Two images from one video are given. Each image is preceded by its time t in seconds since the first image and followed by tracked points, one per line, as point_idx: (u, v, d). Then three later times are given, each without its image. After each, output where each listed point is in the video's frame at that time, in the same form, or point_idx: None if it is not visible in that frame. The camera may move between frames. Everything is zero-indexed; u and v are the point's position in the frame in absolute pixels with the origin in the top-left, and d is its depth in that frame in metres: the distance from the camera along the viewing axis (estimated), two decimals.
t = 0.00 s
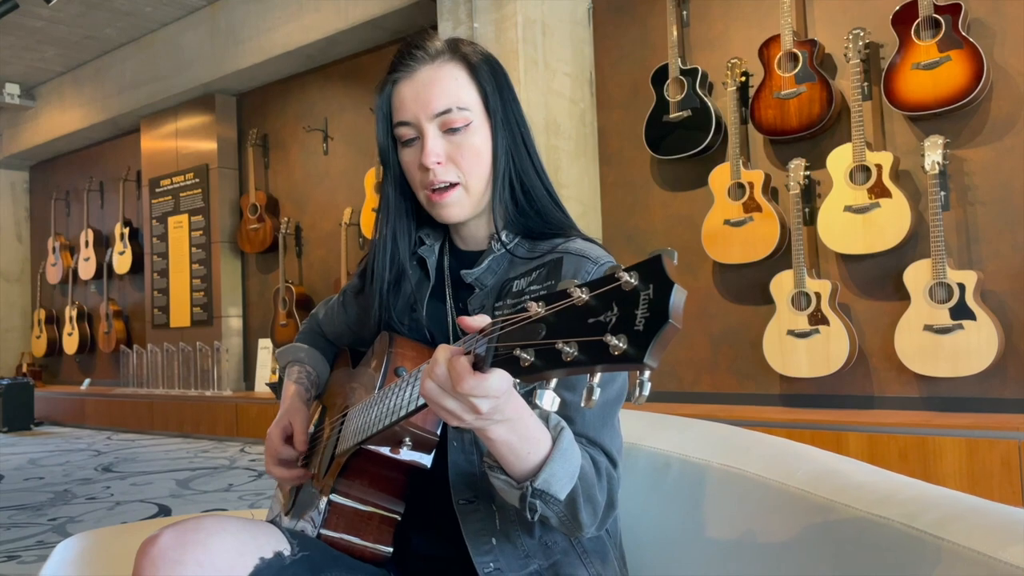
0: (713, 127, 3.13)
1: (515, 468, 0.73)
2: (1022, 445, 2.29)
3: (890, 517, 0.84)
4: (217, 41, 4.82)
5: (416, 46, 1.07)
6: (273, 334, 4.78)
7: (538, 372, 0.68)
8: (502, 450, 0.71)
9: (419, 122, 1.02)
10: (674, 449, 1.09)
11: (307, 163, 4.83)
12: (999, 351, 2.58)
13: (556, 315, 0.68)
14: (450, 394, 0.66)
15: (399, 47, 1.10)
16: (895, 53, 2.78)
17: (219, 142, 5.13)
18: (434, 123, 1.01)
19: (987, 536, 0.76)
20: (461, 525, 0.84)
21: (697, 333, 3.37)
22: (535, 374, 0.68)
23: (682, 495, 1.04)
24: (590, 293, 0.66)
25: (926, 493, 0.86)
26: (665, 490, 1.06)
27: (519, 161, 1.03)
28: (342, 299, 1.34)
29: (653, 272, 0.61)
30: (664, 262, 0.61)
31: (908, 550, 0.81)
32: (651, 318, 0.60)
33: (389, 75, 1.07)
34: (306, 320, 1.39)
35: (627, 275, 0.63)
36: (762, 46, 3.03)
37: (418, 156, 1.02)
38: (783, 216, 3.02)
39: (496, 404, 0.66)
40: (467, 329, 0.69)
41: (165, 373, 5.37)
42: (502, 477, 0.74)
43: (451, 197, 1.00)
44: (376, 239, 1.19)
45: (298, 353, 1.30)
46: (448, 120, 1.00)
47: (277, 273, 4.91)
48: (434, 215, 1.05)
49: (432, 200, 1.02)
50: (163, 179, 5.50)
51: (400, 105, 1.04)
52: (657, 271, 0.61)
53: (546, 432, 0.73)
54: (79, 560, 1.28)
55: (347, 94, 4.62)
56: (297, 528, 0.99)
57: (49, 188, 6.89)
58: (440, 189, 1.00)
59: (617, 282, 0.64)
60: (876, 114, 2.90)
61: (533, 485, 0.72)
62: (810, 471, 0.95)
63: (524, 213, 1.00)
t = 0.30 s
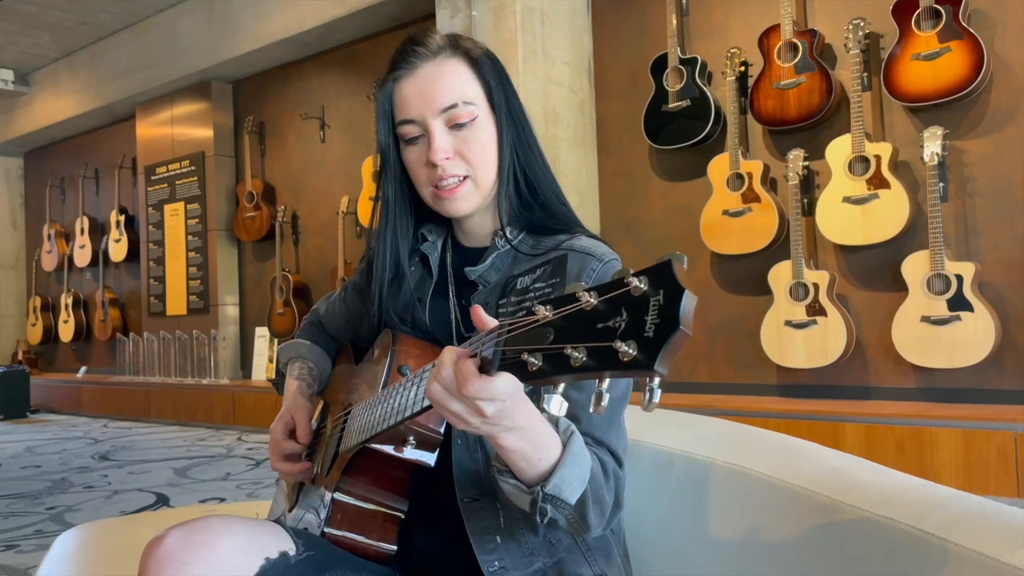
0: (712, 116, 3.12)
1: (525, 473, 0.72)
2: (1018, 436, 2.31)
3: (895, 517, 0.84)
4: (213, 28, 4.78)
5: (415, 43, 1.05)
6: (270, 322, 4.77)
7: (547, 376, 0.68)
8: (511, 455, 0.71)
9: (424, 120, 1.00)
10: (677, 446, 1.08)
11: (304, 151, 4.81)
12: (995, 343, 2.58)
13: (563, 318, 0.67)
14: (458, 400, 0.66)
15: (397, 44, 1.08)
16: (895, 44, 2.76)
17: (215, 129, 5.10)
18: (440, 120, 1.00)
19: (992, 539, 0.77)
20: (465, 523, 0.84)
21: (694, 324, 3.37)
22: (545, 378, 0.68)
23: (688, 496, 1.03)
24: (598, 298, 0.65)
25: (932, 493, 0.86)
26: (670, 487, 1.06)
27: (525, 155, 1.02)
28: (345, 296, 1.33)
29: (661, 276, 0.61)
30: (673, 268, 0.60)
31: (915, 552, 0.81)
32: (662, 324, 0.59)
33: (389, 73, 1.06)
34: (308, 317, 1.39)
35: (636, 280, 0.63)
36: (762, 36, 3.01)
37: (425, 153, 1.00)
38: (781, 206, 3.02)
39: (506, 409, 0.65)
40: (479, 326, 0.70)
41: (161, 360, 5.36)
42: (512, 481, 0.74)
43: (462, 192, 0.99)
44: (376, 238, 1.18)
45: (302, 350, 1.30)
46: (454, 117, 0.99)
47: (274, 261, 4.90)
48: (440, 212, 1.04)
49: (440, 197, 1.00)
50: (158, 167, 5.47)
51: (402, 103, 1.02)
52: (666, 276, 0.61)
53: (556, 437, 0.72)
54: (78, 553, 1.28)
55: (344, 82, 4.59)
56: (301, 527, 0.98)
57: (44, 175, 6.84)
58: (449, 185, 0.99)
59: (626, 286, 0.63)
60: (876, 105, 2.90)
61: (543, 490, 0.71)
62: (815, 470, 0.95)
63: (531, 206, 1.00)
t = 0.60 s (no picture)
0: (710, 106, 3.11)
1: (534, 483, 0.72)
2: (1011, 427, 2.33)
3: (891, 520, 0.78)
4: (208, 13, 4.75)
5: (417, 47, 1.05)
6: (266, 309, 4.77)
7: (555, 388, 0.68)
8: (519, 466, 0.71)
9: (426, 127, 1.00)
10: (677, 446, 1.04)
11: (300, 137, 4.78)
12: (989, 333, 2.60)
13: (571, 330, 0.68)
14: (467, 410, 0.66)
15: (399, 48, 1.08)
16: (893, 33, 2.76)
17: (210, 115, 5.06)
18: (442, 126, 0.99)
19: (992, 543, 0.70)
20: (469, 524, 0.84)
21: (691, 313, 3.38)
22: (553, 390, 0.68)
23: (686, 498, 1.00)
24: (605, 311, 0.66)
25: (931, 494, 0.79)
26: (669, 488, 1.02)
27: (526, 159, 1.02)
28: (348, 295, 1.34)
29: (669, 293, 0.61)
30: (679, 283, 0.61)
31: (912, 559, 0.75)
32: (669, 340, 0.59)
33: (391, 78, 1.05)
34: (311, 315, 1.39)
35: (643, 294, 0.63)
36: (761, 25, 2.99)
37: (427, 160, 1.00)
38: (778, 196, 3.02)
39: (520, 418, 0.66)
40: (485, 337, 0.69)
41: (157, 347, 5.35)
42: (520, 490, 0.74)
43: (463, 199, 0.99)
44: (380, 241, 1.18)
45: (302, 350, 1.30)
46: (455, 123, 0.99)
47: (270, 248, 4.89)
48: (443, 217, 1.03)
49: (442, 204, 1.00)
50: (153, 152, 5.44)
51: (404, 109, 1.02)
52: (673, 291, 0.61)
53: (565, 447, 0.72)
54: (81, 544, 1.28)
55: (341, 68, 4.56)
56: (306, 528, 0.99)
57: (38, 160, 6.80)
58: (451, 192, 0.99)
59: (633, 301, 0.64)
60: (874, 95, 2.89)
61: (552, 500, 0.71)
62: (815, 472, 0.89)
63: (533, 211, 1.00)
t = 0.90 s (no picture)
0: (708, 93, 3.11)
1: (531, 482, 0.71)
2: (1005, 414, 2.35)
3: (888, 519, 0.69)
4: None
5: (417, 47, 1.05)
6: (264, 295, 4.78)
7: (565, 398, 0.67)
8: (518, 470, 0.71)
9: (427, 126, 1.00)
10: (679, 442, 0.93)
11: (297, 122, 4.77)
12: (984, 322, 2.62)
13: (582, 341, 0.67)
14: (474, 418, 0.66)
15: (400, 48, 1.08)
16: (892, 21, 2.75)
17: (206, 99, 5.04)
18: (443, 125, 1.00)
19: (995, 546, 0.62)
20: (475, 521, 0.83)
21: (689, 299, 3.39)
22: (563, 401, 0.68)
23: (683, 493, 0.90)
24: (617, 323, 0.65)
25: (930, 490, 0.71)
26: (669, 487, 0.92)
27: (527, 158, 1.03)
28: (352, 291, 1.34)
29: (679, 307, 0.60)
30: (690, 298, 0.60)
31: (908, 564, 0.66)
32: (681, 356, 0.59)
33: (392, 77, 1.05)
34: (313, 309, 1.40)
35: (656, 308, 0.62)
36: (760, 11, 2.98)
37: (429, 159, 1.00)
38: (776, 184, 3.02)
39: (517, 424, 0.66)
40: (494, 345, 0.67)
41: (155, 332, 5.36)
42: (518, 488, 0.73)
43: (465, 197, 0.99)
44: (382, 239, 1.18)
45: (307, 343, 1.30)
46: (457, 122, 0.99)
47: (267, 233, 4.89)
48: (444, 214, 1.04)
49: (444, 202, 1.00)
50: (149, 137, 5.42)
51: (405, 108, 1.02)
52: (685, 305, 0.60)
53: (561, 448, 0.71)
54: (86, 534, 1.30)
55: (338, 53, 4.54)
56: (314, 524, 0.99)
57: (34, 143, 6.76)
58: (453, 190, 0.99)
59: (644, 316, 0.63)
60: (872, 83, 2.89)
61: (549, 499, 0.71)
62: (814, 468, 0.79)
63: (534, 208, 1.01)
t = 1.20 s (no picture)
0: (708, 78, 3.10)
1: (530, 478, 0.72)
2: (1001, 400, 2.37)
3: (889, 514, 0.70)
4: None
5: (415, 48, 1.04)
6: (262, 280, 4.78)
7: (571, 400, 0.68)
8: (518, 465, 0.71)
9: (427, 128, 1.00)
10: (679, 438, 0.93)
11: (294, 106, 4.75)
12: (982, 308, 2.63)
13: (588, 344, 0.67)
14: (478, 411, 0.67)
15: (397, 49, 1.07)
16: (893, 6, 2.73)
17: (203, 83, 5.01)
18: (443, 126, 1.00)
19: (990, 541, 0.63)
20: (476, 515, 0.84)
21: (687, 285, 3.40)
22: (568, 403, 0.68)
23: (687, 488, 0.90)
24: (623, 327, 0.65)
25: (927, 485, 0.72)
26: (672, 480, 0.92)
27: (527, 156, 1.03)
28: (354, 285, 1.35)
29: (684, 311, 0.60)
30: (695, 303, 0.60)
31: (908, 559, 0.67)
32: (686, 360, 0.60)
33: (390, 80, 1.05)
34: (316, 301, 1.40)
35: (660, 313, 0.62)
36: None
37: (430, 159, 1.00)
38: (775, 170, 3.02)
39: (517, 424, 0.67)
40: (500, 346, 0.68)
41: (154, 318, 5.35)
42: (518, 485, 0.74)
43: (468, 198, 0.99)
44: (384, 236, 1.18)
45: (309, 337, 1.31)
46: (456, 123, 0.99)
47: (265, 218, 4.88)
48: (447, 215, 1.04)
49: (446, 202, 1.01)
50: (146, 121, 5.39)
51: (404, 109, 1.02)
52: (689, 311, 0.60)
53: (560, 446, 0.72)
54: (89, 522, 1.31)
55: (335, 36, 4.52)
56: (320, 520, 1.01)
57: (30, 127, 6.72)
58: (455, 191, 0.99)
59: (649, 319, 0.63)
60: (872, 69, 2.88)
61: (548, 495, 0.71)
62: (816, 464, 0.80)
63: (535, 206, 1.01)
